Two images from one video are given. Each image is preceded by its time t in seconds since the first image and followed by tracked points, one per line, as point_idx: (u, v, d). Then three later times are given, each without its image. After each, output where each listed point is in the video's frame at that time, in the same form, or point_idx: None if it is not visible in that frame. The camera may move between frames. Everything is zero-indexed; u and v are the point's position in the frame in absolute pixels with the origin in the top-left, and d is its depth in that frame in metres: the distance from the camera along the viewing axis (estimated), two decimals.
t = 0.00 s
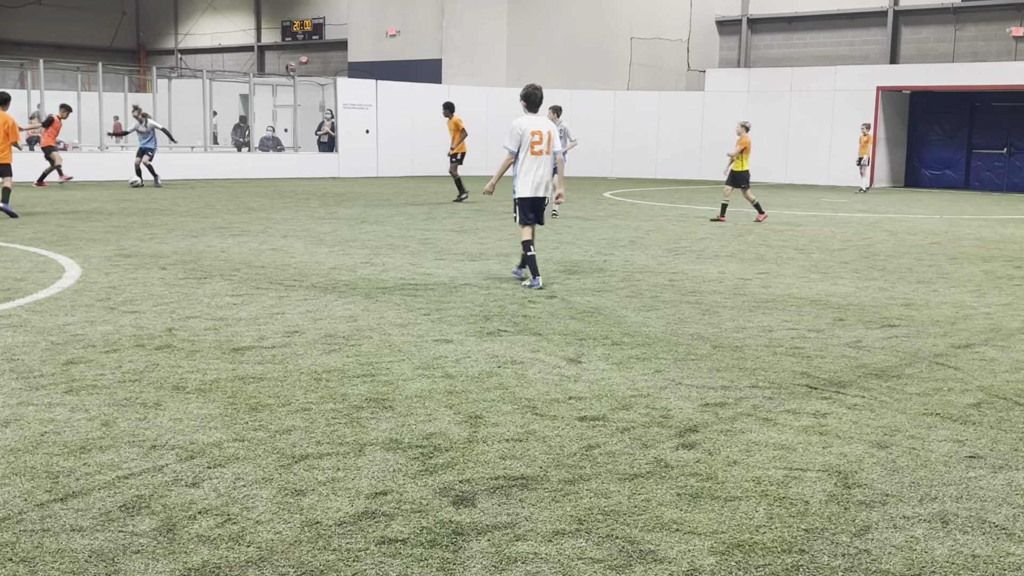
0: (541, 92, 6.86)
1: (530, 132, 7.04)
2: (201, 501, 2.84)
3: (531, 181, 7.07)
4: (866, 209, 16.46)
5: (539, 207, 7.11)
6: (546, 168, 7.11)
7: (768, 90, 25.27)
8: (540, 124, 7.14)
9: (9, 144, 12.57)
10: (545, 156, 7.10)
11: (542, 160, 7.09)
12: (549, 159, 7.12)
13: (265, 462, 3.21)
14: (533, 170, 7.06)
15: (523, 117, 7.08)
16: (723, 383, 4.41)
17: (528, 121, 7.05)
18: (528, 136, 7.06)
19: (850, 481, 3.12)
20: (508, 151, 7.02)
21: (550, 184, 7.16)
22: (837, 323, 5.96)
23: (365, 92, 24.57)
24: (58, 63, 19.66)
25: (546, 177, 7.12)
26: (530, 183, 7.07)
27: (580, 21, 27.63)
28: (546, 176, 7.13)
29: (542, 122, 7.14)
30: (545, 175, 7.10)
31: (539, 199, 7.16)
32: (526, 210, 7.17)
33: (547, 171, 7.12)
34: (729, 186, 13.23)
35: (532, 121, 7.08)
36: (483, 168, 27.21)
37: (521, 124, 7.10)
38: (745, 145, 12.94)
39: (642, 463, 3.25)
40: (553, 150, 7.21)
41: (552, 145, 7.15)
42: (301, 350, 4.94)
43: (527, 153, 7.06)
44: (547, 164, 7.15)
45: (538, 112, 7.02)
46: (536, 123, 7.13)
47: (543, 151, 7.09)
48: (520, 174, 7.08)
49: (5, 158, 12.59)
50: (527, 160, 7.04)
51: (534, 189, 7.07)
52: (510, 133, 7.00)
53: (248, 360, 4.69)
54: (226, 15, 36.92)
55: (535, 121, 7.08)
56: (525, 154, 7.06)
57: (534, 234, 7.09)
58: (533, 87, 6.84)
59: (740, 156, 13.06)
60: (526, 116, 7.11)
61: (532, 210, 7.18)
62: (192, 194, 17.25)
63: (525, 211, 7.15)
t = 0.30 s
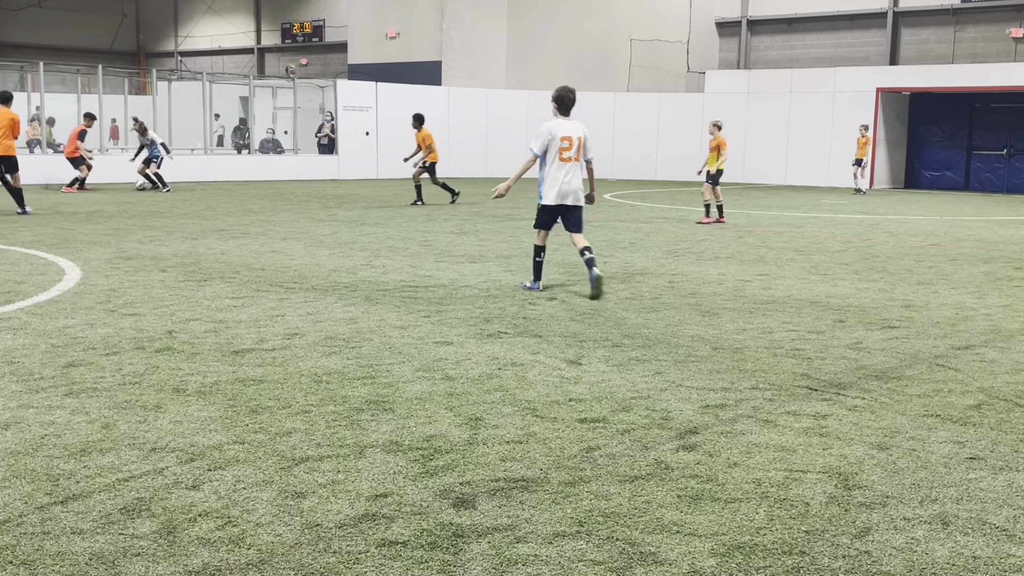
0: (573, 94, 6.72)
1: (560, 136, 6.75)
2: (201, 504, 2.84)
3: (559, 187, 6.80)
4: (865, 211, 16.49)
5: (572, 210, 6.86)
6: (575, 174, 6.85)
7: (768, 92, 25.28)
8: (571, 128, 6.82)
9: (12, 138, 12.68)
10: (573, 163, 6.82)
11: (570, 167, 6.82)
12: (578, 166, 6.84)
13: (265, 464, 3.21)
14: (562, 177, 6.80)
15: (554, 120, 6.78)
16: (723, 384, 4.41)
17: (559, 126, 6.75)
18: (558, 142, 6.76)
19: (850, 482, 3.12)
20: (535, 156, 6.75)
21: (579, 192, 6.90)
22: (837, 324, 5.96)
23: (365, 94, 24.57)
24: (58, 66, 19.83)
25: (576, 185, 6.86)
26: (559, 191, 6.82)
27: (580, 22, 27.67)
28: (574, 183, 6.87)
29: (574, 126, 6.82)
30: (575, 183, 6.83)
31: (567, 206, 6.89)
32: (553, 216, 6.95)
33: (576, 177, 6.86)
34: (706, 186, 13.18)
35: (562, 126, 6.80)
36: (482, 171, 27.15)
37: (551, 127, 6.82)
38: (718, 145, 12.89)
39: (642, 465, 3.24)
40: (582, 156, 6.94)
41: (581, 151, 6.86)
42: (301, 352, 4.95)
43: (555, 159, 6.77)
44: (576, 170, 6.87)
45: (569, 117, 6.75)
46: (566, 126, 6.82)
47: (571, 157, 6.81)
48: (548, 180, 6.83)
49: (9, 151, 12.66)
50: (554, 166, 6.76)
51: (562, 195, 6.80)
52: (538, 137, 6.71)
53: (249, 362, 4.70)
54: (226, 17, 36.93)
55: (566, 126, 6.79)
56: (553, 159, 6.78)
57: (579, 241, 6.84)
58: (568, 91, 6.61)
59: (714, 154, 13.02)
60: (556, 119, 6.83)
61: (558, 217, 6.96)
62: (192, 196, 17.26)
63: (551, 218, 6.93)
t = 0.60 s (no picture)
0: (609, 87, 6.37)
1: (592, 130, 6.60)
2: (202, 506, 2.84)
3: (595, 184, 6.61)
4: (865, 212, 16.50)
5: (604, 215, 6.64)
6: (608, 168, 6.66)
7: (768, 93, 25.28)
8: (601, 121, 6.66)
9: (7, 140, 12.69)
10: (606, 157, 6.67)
11: (603, 161, 6.64)
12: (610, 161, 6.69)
13: (265, 466, 3.21)
14: (596, 171, 6.60)
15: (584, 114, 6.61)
16: (723, 386, 4.40)
17: (590, 119, 6.58)
18: (589, 135, 6.60)
19: (850, 484, 3.12)
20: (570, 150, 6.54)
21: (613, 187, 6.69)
22: (837, 326, 5.96)
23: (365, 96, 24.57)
24: (57, 67, 19.55)
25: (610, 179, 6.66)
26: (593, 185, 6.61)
27: (579, 23, 27.75)
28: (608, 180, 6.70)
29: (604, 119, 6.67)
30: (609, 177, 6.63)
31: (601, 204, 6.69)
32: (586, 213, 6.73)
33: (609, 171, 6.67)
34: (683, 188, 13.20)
35: (593, 119, 6.62)
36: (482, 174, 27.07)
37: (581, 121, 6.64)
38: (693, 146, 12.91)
39: (642, 467, 3.24)
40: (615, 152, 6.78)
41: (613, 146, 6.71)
42: (301, 354, 4.95)
43: (587, 154, 6.61)
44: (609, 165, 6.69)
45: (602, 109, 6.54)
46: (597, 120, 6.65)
47: (603, 151, 6.64)
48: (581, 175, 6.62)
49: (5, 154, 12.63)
50: (586, 161, 6.60)
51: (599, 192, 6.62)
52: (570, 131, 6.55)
53: (248, 365, 4.69)
54: (226, 19, 36.91)
55: (597, 119, 6.64)
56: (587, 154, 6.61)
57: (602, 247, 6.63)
58: (599, 80, 6.31)
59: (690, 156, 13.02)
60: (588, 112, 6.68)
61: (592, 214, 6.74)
62: (192, 199, 17.26)
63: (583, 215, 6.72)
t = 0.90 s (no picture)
0: (623, 96, 5.98)
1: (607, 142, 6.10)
2: (202, 509, 2.84)
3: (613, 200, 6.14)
4: (864, 213, 16.53)
5: (626, 224, 6.19)
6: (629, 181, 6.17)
7: (768, 95, 25.29)
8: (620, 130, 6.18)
9: None
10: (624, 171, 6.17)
11: (622, 173, 6.15)
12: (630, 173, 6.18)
13: (265, 469, 3.21)
14: (614, 185, 6.13)
15: (599, 125, 6.16)
16: (723, 388, 4.40)
17: (605, 130, 6.12)
18: (605, 147, 6.12)
19: (851, 486, 3.11)
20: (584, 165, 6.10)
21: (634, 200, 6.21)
22: (837, 328, 5.96)
23: (365, 98, 24.59)
24: (57, 70, 19.63)
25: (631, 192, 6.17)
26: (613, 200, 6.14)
27: (579, 24, 27.78)
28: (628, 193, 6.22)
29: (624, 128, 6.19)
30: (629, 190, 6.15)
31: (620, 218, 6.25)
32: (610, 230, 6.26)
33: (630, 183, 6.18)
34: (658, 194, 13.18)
35: (610, 130, 6.15)
36: (482, 176, 27.10)
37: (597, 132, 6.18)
38: (666, 151, 12.92)
39: (642, 468, 3.24)
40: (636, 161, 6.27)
41: (633, 157, 6.20)
42: (301, 356, 4.95)
43: (604, 168, 6.13)
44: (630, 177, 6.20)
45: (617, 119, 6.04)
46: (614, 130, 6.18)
47: (622, 163, 6.15)
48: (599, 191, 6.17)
49: None
50: (604, 175, 6.13)
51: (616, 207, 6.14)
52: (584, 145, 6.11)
53: (248, 367, 4.70)
54: (225, 22, 36.94)
55: (613, 130, 6.14)
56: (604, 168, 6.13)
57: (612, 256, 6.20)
58: (615, 90, 5.95)
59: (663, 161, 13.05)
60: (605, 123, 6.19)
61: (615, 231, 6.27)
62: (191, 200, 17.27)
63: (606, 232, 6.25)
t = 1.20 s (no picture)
0: (639, 87, 5.86)
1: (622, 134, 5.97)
2: (201, 511, 2.84)
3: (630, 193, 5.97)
4: (863, 215, 16.54)
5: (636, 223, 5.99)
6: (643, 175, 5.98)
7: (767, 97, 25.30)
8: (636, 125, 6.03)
9: None
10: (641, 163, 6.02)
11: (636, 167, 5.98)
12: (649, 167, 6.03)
13: (265, 471, 3.21)
14: (626, 179, 5.95)
15: (615, 118, 6.05)
16: (723, 390, 4.40)
17: (619, 122, 5.99)
18: (617, 139, 5.99)
19: (851, 487, 3.11)
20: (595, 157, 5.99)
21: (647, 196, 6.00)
22: (837, 329, 5.97)
23: (365, 100, 24.60)
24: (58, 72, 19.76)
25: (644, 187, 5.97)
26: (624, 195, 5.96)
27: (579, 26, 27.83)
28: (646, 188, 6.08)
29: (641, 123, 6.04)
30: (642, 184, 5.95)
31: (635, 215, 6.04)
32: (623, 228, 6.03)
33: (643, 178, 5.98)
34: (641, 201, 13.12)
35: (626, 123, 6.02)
36: (482, 177, 27.14)
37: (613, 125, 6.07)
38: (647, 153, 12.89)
39: (642, 470, 3.25)
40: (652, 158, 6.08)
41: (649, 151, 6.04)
42: (301, 358, 4.95)
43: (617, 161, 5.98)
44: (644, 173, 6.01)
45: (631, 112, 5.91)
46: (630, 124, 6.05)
47: (635, 157, 5.99)
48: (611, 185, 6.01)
49: None
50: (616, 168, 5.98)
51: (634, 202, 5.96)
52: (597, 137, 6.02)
53: (249, 369, 4.69)
54: (225, 24, 36.97)
55: (629, 123, 6.02)
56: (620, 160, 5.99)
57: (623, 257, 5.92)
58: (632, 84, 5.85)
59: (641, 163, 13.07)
60: (619, 115, 6.08)
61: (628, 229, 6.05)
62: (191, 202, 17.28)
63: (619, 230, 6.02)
